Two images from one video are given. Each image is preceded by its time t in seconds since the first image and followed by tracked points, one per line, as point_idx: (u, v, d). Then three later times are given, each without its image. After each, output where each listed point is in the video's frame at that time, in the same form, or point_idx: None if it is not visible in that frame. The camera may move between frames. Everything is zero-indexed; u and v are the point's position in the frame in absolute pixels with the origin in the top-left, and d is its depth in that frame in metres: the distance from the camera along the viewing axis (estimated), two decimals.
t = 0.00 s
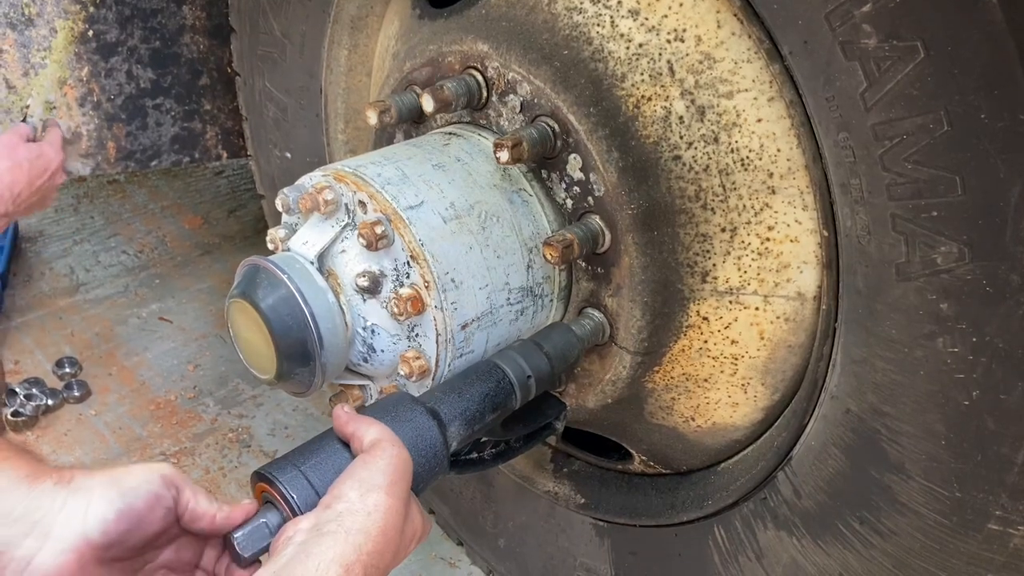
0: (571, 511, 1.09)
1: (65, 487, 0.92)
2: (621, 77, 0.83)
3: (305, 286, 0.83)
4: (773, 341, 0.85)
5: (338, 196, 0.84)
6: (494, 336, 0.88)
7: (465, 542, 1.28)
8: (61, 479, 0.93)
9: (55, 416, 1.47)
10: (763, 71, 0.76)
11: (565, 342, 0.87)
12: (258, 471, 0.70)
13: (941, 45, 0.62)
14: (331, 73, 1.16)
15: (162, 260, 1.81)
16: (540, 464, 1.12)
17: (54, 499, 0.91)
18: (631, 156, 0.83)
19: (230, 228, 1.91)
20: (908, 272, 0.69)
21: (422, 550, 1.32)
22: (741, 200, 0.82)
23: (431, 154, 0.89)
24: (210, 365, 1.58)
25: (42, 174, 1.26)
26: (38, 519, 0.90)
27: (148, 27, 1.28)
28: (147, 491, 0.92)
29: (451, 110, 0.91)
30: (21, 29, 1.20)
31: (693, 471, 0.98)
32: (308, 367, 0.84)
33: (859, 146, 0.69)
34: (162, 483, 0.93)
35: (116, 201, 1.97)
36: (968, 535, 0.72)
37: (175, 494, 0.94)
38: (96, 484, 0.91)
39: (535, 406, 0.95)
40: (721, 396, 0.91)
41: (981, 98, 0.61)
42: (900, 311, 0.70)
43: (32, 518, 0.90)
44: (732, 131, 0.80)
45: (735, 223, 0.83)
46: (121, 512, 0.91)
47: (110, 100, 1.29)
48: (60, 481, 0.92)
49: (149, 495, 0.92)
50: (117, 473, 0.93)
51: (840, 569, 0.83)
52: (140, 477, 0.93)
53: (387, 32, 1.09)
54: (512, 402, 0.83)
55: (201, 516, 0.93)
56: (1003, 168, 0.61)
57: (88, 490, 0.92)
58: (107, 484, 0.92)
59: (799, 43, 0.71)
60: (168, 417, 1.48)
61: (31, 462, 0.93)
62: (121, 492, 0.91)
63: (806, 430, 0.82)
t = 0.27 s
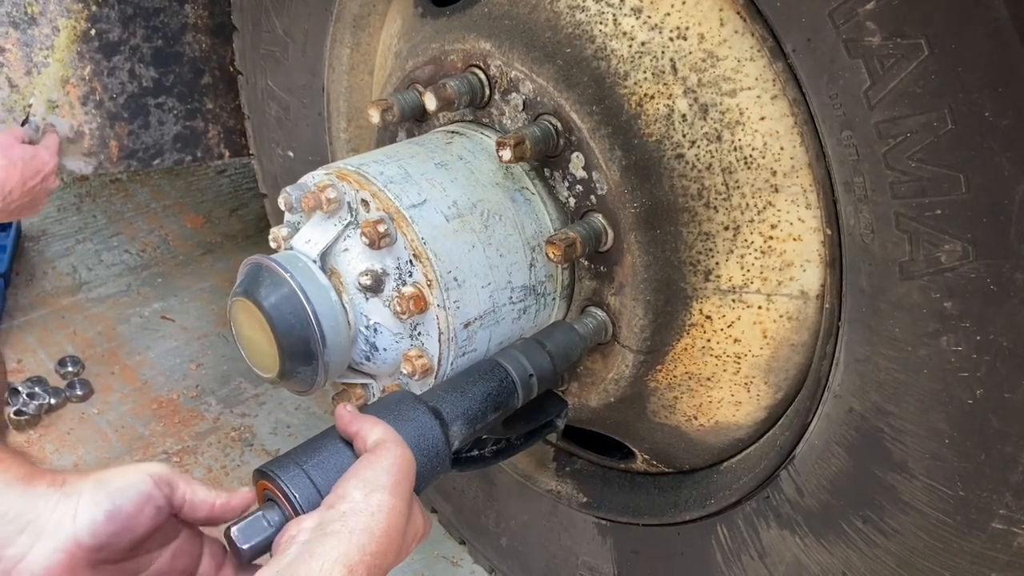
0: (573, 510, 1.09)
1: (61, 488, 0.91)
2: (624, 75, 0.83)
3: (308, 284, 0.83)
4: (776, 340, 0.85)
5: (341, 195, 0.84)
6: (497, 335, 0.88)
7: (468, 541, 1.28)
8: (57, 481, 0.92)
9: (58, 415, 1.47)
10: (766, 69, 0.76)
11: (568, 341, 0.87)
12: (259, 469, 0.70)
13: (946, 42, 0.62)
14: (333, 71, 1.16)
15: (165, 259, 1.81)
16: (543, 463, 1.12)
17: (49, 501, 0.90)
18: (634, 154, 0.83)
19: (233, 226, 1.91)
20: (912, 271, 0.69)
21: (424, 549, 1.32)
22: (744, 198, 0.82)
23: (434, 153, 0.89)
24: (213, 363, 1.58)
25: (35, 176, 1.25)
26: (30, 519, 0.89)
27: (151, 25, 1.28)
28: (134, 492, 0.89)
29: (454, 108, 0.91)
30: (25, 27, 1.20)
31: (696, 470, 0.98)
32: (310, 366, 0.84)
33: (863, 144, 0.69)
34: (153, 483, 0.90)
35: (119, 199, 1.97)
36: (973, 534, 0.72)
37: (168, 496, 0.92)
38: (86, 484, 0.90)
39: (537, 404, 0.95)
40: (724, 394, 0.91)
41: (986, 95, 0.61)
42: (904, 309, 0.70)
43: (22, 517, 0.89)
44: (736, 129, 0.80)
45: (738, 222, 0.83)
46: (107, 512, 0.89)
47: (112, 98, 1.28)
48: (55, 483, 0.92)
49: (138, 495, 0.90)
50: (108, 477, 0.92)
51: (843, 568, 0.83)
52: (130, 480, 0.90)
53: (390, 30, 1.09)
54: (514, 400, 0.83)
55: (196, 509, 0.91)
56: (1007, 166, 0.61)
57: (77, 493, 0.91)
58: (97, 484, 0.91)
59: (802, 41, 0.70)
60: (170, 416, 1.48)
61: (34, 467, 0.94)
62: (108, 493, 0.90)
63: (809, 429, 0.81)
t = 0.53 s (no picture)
0: (578, 510, 1.09)
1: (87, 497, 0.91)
2: (630, 75, 0.83)
3: (314, 285, 0.83)
4: (781, 340, 0.85)
5: (347, 195, 0.84)
6: (503, 335, 0.88)
7: (472, 541, 1.28)
8: (82, 489, 0.92)
9: (64, 414, 1.47)
10: (772, 69, 0.76)
11: (573, 342, 0.87)
12: (267, 472, 0.70)
13: (952, 42, 0.62)
14: (339, 72, 1.16)
15: (170, 259, 1.82)
16: (548, 463, 1.12)
17: (75, 508, 0.90)
18: (640, 155, 0.83)
19: (238, 227, 1.91)
20: (919, 271, 0.69)
21: (429, 549, 1.32)
22: (749, 199, 0.81)
23: (439, 153, 0.89)
24: (218, 363, 1.59)
25: (39, 175, 1.21)
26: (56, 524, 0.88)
27: (156, 26, 1.28)
28: (165, 505, 0.91)
29: (459, 108, 0.91)
30: (31, 28, 1.20)
31: (702, 470, 0.98)
32: (316, 367, 0.85)
33: (870, 144, 0.69)
34: (181, 497, 0.92)
35: (124, 199, 1.98)
36: (979, 535, 0.72)
37: (194, 510, 0.93)
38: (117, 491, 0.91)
39: (543, 403, 0.95)
40: (730, 395, 0.91)
41: (992, 95, 0.61)
42: (910, 310, 0.70)
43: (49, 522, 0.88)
44: (741, 129, 0.80)
45: (744, 222, 0.82)
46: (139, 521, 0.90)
47: (118, 99, 1.30)
48: (81, 491, 0.91)
49: (168, 507, 0.91)
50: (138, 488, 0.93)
51: (849, 569, 0.83)
52: (160, 491, 0.92)
53: (395, 31, 1.09)
54: (519, 401, 0.83)
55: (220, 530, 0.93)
56: (1014, 167, 0.61)
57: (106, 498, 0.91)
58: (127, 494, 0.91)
59: (808, 41, 0.70)
60: (176, 416, 1.48)
61: (57, 478, 0.93)
62: (140, 503, 0.91)
63: (815, 429, 0.81)
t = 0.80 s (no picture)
0: (583, 510, 1.09)
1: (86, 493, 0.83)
2: (635, 75, 0.83)
3: (318, 285, 0.83)
4: (787, 340, 0.85)
5: (352, 195, 0.84)
6: (507, 335, 0.88)
7: (478, 540, 1.28)
8: (80, 489, 0.83)
9: (71, 414, 1.48)
10: (777, 69, 0.76)
11: (578, 342, 0.87)
12: (271, 470, 0.70)
13: (958, 42, 0.61)
14: (344, 72, 1.16)
15: (176, 259, 1.82)
16: (553, 463, 1.12)
17: (75, 510, 0.80)
18: (645, 155, 0.83)
19: (244, 226, 1.92)
20: (924, 271, 0.69)
21: (435, 548, 1.32)
22: (755, 199, 0.81)
23: (444, 153, 0.89)
24: (224, 363, 1.59)
25: (38, 169, 1.22)
26: (58, 528, 0.79)
27: (162, 26, 1.28)
28: (166, 502, 0.85)
29: (464, 108, 0.91)
30: (38, 29, 1.22)
31: (707, 470, 0.98)
32: (321, 366, 0.85)
33: (875, 144, 0.69)
34: (182, 492, 0.87)
35: (131, 199, 1.98)
36: (985, 536, 0.71)
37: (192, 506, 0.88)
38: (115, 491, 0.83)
39: (546, 404, 0.96)
40: (735, 395, 0.91)
41: (998, 95, 0.61)
42: (916, 310, 0.70)
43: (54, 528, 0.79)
44: (747, 129, 0.79)
45: (749, 222, 0.82)
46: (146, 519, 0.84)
47: (124, 99, 1.30)
48: (79, 491, 0.82)
49: (168, 503, 0.85)
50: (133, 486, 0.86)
51: (855, 570, 0.82)
52: (158, 489, 0.86)
53: (400, 31, 1.09)
54: (524, 401, 0.83)
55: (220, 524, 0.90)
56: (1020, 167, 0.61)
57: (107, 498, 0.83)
58: (128, 492, 0.84)
59: (813, 41, 0.70)
60: (182, 415, 1.48)
61: (48, 475, 0.83)
62: (139, 500, 0.84)
63: (820, 430, 0.81)
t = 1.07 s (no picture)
0: (592, 510, 1.09)
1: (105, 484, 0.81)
2: (644, 75, 0.83)
3: (328, 285, 0.84)
4: (797, 341, 0.84)
5: (361, 196, 0.85)
6: (516, 335, 0.88)
7: (486, 540, 1.28)
8: (99, 480, 0.81)
9: (81, 413, 1.49)
10: (787, 68, 0.76)
11: (587, 342, 0.87)
12: (281, 471, 0.71)
13: (969, 41, 0.61)
14: (353, 72, 1.17)
15: (186, 259, 1.83)
16: (561, 463, 1.12)
17: (93, 500, 0.79)
18: (653, 155, 0.83)
19: (253, 226, 1.92)
20: (935, 271, 0.68)
21: (444, 548, 1.32)
22: (765, 198, 0.81)
23: (453, 153, 0.90)
24: (234, 362, 1.59)
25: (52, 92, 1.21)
26: (75, 521, 0.78)
27: (172, 27, 1.29)
28: (184, 497, 0.84)
29: (473, 108, 0.91)
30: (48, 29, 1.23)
31: (716, 470, 0.98)
32: (330, 366, 0.85)
33: (886, 144, 0.69)
34: (199, 490, 0.85)
35: (141, 199, 1.99)
36: (996, 537, 0.71)
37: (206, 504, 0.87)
38: (134, 483, 0.81)
39: (555, 403, 0.95)
40: (745, 395, 0.91)
41: (1010, 95, 0.61)
42: (926, 310, 0.70)
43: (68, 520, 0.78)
44: (756, 129, 0.79)
45: (759, 222, 0.82)
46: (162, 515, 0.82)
47: (134, 100, 1.31)
48: (97, 482, 0.81)
49: (187, 500, 0.84)
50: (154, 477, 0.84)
51: (865, 570, 0.82)
52: (176, 482, 0.84)
53: (409, 31, 1.10)
54: (533, 402, 0.83)
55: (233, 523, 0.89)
56: None
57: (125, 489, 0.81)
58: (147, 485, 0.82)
59: (823, 40, 0.70)
60: (192, 414, 1.49)
61: (66, 463, 0.82)
62: (158, 496, 0.82)
63: (830, 430, 0.81)
